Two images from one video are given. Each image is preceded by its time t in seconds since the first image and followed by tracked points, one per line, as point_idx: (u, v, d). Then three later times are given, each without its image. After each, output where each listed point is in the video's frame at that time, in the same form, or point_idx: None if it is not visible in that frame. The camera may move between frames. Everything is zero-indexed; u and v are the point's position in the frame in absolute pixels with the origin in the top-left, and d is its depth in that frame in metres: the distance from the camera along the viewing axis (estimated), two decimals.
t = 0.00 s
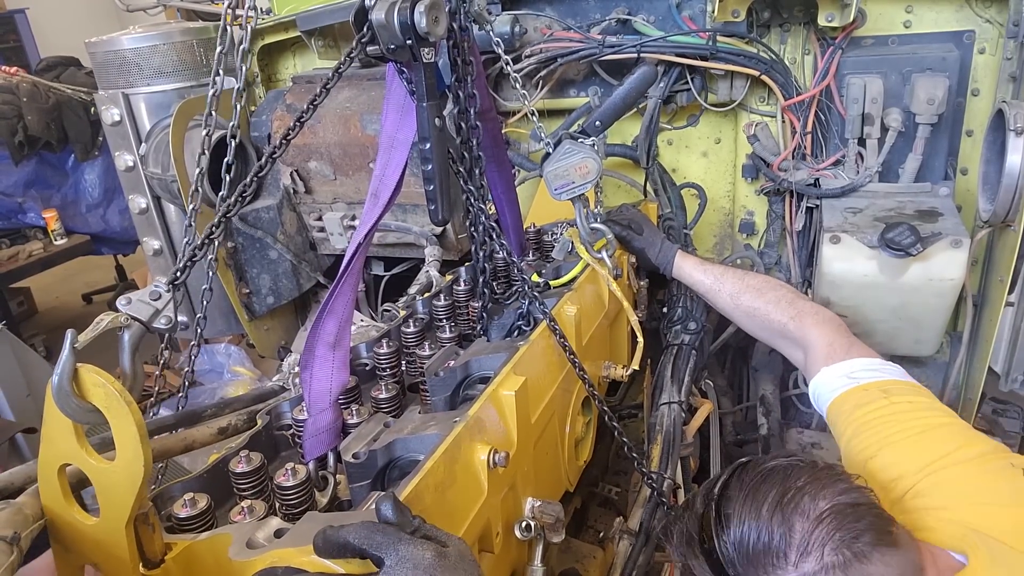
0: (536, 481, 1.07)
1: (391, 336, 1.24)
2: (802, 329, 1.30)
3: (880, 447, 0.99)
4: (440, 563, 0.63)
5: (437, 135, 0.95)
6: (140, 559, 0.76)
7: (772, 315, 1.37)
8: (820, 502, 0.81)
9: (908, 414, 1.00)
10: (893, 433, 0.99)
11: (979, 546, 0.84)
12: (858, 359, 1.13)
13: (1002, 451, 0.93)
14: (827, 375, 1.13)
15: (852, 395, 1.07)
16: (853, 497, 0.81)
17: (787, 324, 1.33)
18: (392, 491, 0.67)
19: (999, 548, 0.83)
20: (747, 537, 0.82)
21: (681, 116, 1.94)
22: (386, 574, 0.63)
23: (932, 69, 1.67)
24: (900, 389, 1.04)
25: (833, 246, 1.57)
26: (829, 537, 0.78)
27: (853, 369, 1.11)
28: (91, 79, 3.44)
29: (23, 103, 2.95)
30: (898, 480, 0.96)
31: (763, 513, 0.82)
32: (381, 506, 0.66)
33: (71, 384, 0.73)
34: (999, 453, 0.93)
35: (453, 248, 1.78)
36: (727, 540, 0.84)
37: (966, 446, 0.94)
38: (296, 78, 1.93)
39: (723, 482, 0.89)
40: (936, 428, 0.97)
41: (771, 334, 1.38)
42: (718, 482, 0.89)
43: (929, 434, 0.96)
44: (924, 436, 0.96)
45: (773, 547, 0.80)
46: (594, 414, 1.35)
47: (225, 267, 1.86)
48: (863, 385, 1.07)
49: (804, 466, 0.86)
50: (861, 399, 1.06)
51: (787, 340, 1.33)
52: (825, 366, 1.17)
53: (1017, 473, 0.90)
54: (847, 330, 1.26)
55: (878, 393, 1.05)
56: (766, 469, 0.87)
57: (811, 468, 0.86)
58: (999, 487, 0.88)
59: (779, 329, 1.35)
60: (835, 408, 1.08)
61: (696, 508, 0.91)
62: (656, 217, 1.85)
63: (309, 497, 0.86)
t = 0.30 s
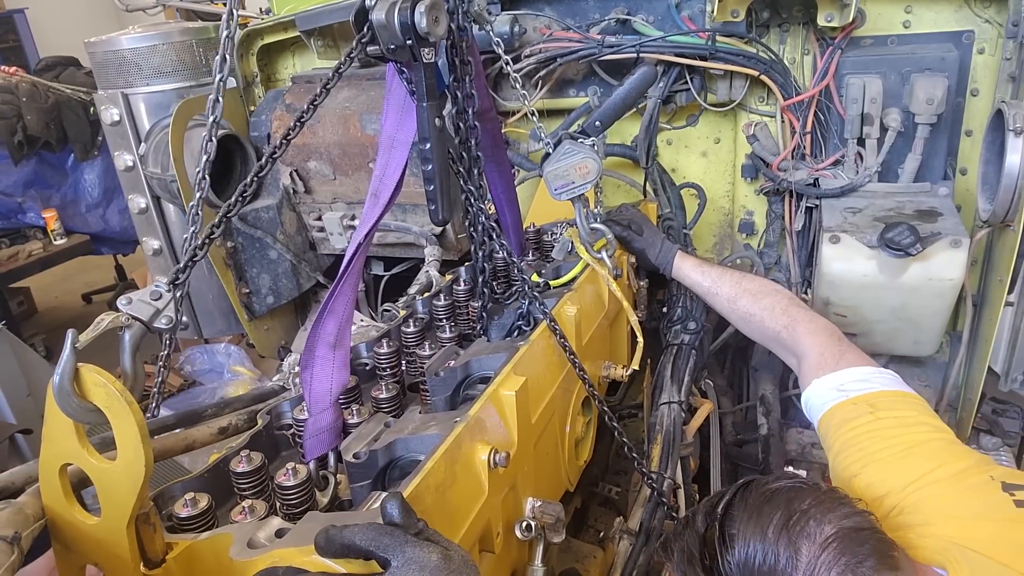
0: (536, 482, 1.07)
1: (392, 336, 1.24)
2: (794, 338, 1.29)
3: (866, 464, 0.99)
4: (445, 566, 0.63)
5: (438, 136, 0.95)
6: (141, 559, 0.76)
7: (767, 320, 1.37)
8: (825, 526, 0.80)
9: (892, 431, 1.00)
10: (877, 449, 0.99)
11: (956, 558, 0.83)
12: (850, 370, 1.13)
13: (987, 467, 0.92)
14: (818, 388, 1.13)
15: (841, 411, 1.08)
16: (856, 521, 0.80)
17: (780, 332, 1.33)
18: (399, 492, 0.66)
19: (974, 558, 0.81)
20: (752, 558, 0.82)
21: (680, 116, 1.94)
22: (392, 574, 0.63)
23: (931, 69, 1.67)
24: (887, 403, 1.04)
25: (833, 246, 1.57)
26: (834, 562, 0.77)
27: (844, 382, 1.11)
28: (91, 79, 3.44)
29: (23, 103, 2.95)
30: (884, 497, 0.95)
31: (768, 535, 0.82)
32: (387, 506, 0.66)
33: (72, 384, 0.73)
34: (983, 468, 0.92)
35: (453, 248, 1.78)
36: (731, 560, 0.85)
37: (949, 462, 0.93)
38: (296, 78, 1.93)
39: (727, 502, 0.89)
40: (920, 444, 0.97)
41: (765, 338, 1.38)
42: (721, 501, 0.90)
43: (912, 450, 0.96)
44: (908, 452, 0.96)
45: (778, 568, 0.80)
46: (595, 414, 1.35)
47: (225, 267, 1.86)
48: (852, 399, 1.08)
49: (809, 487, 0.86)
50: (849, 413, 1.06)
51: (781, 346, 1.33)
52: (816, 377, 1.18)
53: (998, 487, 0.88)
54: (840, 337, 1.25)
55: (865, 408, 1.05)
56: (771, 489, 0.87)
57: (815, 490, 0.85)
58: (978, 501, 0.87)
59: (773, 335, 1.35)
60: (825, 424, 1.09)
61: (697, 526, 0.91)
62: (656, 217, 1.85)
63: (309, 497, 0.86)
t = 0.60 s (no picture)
0: (537, 482, 1.06)
1: (392, 336, 1.24)
2: (789, 344, 1.29)
3: (864, 468, 0.99)
4: (450, 563, 0.63)
5: (440, 136, 0.95)
6: (144, 557, 0.76)
7: (765, 321, 1.36)
8: (824, 530, 0.79)
9: (889, 435, 1.00)
10: (875, 452, 0.99)
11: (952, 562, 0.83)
12: (848, 372, 1.13)
13: (983, 470, 0.92)
14: (815, 391, 1.13)
15: (838, 414, 1.07)
16: (857, 526, 0.80)
17: (778, 334, 1.33)
18: (405, 492, 0.67)
19: (971, 562, 0.82)
20: (750, 561, 0.82)
21: (681, 116, 1.94)
22: (397, 572, 0.63)
23: (932, 69, 1.67)
24: (884, 406, 1.04)
25: (833, 246, 1.57)
26: (831, 566, 0.76)
27: (841, 385, 1.11)
28: (91, 79, 3.44)
29: (23, 103, 2.96)
30: (882, 501, 0.95)
31: (768, 539, 0.82)
32: (393, 505, 0.66)
33: (76, 384, 0.73)
34: (980, 472, 0.92)
35: (452, 248, 1.78)
36: (730, 563, 0.85)
37: (945, 466, 0.93)
38: (296, 78, 1.93)
39: (726, 505, 0.89)
40: (917, 448, 0.97)
41: (762, 342, 1.37)
42: (720, 504, 0.90)
43: (908, 454, 0.96)
44: (904, 456, 0.96)
45: (777, 572, 0.80)
46: (595, 414, 1.35)
47: (225, 267, 1.86)
48: (850, 402, 1.07)
49: (808, 491, 0.85)
50: (847, 417, 1.06)
51: (779, 348, 1.33)
52: (812, 381, 1.17)
53: (994, 490, 0.88)
54: (837, 339, 1.25)
55: (862, 411, 1.05)
56: (771, 493, 0.87)
57: (816, 494, 0.85)
58: (975, 505, 0.87)
59: (771, 338, 1.35)
60: (822, 427, 1.09)
61: (696, 529, 0.91)
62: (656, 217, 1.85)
63: (311, 496, 0.86)
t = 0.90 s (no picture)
0: (537, 481, 1.06)
1: (393, 336, 1.24)
2: (793, 340, 1.29)
3: (865, 468, 0.99)
4: (452, 563, 0.63)
5: (440, 137, 0.95)
6: (145, 557, 0.76)
7: (766, 320, 1.37)
8: (825, 527, 0.80)
9: (890, 435, 1.00)
10: (876, 453, 0.99)
11: (953, 562, 0.83)
12: (850, 371, 1.13)
13: (984, 470, 0.92)
14: (816, 390, 1.13)
15: (839, 413, 1.07)
16: (857, 523, 0.80)
17: (778, 334, 1.33)
18: (406, 492, 0.67)
19: (972, 563, 0.82)
20: (751, 557, 0.83)
21: (681, 116, 1.94)
22: (399, 571, 0.63)
23: (932, 69, 1.67)
24: (886, 406, 1.04)
25: (833, 246, 1.57)
26: (833, 563, 0.77)
27: (842, 385, 1.11)
28: (91, 79, 3.44)
29: (23, 103, 2.96)
30: (883, 501, 0.95)
31: (768, 535, 0.82)
32: (394, 505, 0.66)
33: (77, 384, 0.73)
34: (981, 472, 0.92)
35: (452, 248, 1.78)
36: (731, 560, 0.85)
37: (947, 466, 0.93)
38: (296, 78, 1.93)
39: (727, 502, 0.89)
40: (919, 448, 0.97)
41: (765, 338, 1.38)
42: (721, 501, 0.90)
43: (909, 454, 0.96)
44: (905, 456, 0.96)
45: (777, 569, 0.80)
46: (595, 415, 1.35)
47: (225, 267, 1.86)
48: (851, 402, 1.07)
49: (808, 488, 0.86)
50: (848, 417, 1.06)
51: (780, 347, 1.33)
52: (814, 380, 1.17)
53: (995, 491, 0.88)
54: (837, 338, 1.25)
55: (863, 411, 1.05)
56: (771, 490, 0.87)
57: (816, 490, 0.85)
58: (976, 505, 0.87)
59: (772, 337, 1.35)
60: (824, 427, 1.09)
61: (697, 525, 0.91)
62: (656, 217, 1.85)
63: (312, 496, 0.86)
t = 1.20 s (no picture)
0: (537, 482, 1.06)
1: (394, 336, 1.24)
2: (795, 339, 1.29)
3: (864, 467, 0.99)
4: (453, 562, 0.63)
5: (441, 138, 0.95)
6: (146, 557, 0.76)
7: (768, 319, 1.37)
8: (823, 526, 0.80)
9: (890, 434, 1.00)
10: (875, 452, 0.99)
11: (951, 562, 0.84)
12: (851, 369, 1.13)
13: (983, 469, 0.92)
14: (818, 388, 1.13)
15: (839, 412, 1.07)
16: (855, 521, 0.80)
17: (780, 331, 1.33)
18: (405, 493, 0.67)
19: (970, 563, 0.82)
20: (750, 556, 0.82)
21: (681, 116, 1.94)
22: (400, 572, 0.63)
23: (932, 69, 1.67)
24: (886, 405, 1.04)
25: (833, 246, 1.57)
26: (831, 561, 0.77)
27: (843, 383, 1.11)
28: (91, 79, 3.44)
29: (23, 103, 2.96)
30: (881, 500, 0.95)
31: (767, 534, 0.82)
32: (395, 506, 0.66)
33: (78, 384, 0.73)
34: (980, 471, 0.92)
35: (452, 248, 1.78)
36: (729, 560, 0.84)
37: (945, 466, 0.93)
38: (296, 78, 1.93)
39: (725, 501, 0.89)
40: (918, 447, 0.97)
41: (767, 337, 1.38)
42: (719, 500, 0.90)
43: (908, 453, 0.96)
44: (904, 456, 0.96)
45: (776, 568, 0.80)
46: (596, 416, 1.35)
47: (225, 267, 1.86)
48: (851, 400, 1.07)
49: (806, 487, 0.86)
50: (848, 415, 1.06)
51: (782, 346, 1.34)
52: (816, 377, 1.17)
53: (993, 489, 0.88)
54: (838, 336, 1.25)
55: (864, 410, 1.05)
56: (770, 489, 0.87)
57: (814, 489, 0.85)
58: (974, 503, 0.87)
59: (774, 336, 1.35)
60: (824, 425, 1.09)
61: (696, 525, 0.91)
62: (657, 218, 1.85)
63: (312, 497, 0.86)
